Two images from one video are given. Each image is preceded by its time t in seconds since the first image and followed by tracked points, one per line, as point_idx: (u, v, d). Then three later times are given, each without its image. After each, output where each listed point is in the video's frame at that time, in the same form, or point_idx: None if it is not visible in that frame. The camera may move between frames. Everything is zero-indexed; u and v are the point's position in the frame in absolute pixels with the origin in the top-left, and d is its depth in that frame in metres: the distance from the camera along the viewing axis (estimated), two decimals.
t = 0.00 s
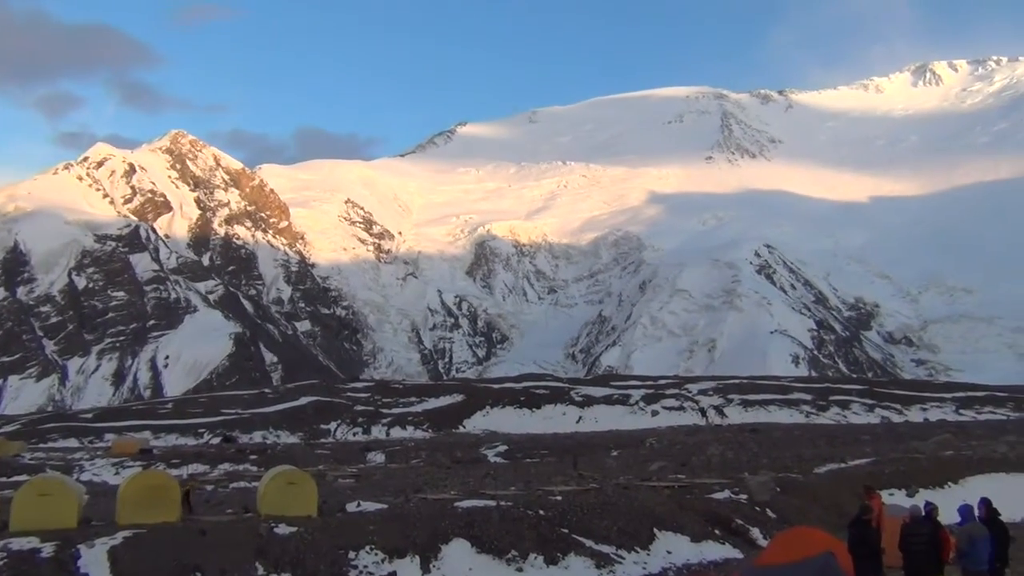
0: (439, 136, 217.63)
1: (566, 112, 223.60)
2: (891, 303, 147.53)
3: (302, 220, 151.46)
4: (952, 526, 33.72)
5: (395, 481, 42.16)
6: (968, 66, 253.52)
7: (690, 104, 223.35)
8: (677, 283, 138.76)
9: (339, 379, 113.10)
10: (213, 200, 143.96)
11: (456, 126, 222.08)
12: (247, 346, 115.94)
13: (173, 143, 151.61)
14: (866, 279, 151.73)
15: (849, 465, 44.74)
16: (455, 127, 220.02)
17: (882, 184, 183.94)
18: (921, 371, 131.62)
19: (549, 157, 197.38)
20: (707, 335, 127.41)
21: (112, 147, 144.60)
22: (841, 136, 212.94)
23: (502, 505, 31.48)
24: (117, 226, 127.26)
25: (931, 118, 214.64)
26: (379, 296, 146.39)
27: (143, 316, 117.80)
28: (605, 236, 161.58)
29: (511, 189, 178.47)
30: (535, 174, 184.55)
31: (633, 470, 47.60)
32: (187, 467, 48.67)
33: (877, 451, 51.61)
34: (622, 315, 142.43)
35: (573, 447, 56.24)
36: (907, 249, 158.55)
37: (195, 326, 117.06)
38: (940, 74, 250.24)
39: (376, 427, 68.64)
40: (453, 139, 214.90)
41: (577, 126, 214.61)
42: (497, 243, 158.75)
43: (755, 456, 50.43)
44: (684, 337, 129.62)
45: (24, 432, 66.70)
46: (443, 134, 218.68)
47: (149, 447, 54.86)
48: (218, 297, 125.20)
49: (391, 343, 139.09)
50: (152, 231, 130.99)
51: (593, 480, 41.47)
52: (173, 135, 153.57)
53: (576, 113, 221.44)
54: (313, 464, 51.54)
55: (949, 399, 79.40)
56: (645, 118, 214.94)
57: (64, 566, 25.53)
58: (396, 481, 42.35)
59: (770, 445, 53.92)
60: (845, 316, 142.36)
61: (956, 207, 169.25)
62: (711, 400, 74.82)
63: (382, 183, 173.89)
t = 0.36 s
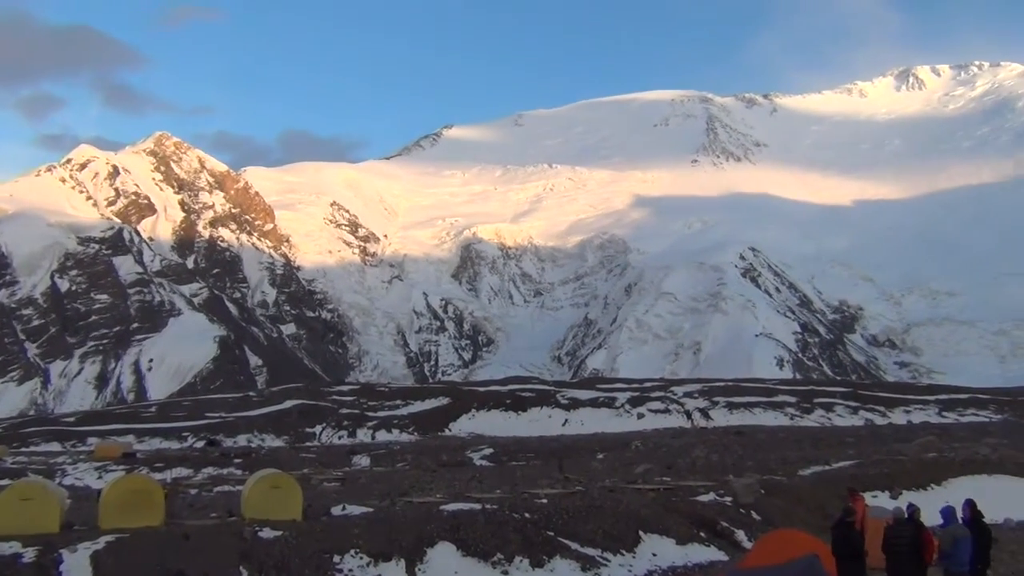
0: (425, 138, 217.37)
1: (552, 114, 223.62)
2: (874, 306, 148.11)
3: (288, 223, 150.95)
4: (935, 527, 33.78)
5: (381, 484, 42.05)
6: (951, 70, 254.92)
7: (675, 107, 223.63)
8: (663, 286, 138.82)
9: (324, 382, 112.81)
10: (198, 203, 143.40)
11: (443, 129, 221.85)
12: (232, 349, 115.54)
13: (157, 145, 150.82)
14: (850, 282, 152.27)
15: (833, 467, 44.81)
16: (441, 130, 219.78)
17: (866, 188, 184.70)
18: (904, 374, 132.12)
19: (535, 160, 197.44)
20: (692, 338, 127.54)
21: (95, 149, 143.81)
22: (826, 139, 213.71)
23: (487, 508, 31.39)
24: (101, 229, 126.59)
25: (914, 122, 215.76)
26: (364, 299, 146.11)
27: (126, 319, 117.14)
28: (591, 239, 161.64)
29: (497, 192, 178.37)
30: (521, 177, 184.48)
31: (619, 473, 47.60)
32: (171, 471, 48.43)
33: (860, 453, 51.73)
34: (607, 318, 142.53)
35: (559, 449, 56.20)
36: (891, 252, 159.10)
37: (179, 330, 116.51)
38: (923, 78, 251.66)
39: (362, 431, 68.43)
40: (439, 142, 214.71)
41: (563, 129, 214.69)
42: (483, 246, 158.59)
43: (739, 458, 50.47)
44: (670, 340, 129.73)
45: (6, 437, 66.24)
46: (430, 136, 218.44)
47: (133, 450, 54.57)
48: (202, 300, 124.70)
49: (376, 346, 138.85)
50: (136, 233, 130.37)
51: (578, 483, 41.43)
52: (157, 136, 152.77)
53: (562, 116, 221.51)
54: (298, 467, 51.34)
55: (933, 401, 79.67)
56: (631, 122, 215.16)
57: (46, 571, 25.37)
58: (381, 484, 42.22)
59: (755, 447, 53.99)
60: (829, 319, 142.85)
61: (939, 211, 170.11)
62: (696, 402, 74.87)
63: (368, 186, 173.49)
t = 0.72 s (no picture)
0: (410, 141, 217.13)
1: (538, 118, 223.75)
2: (858, 309, 148.67)
3: (273, 226, 150.43)
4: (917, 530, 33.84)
5: (367, 488, 41.93)
6: (933, 76, 256.46)
7: (661, 111, 224.12)
8: (648, 290, 138.93)
9: (309, 385, 112.58)
10: (182, 205, 142.84)
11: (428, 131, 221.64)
12: (216, 353, 115.15)
13: (141, 147, 150.00)
14: (834, 286, 152.84)
15: (817, 469, 44.95)
16: (427, 133, 219.60)
17: (850, 192, 185.46)
18: (887, 377, 132.76)
19: (521, 163, 197.49)
20: (677, 341, 127.75)
21: (78, 151, 142.96)
22: (809, 144, 214.65)
23: (472, 511, 31.33)
24: (83, 231, 125.87)
25: (897, 127, 216.90)
26: (350, 302, 145.86)
27: (109, 322, 116.52)
28: (576, 243, 161.74)
29: (482, 195, 178.31)
30: (507, 180, 184.47)
31: (604, 476, 47.61)
32: (155, 475, 48.19)
33: (844, 456, 51.92)
34: (593, 321, 142.66)
35: (544, 453, 56.20)
36: (874, 256, 159.83)
37: (163, 333, 115.93)
38: (906, 84, 253.10)
39: (347, 434, 68.22)
40: (424, 145, 214.51)
41: (548, 132, 214.93)
42: (468, 249, 158.49)
43: (725, 461, 50.54)
44: (655, 344, 129.89)
45: None
46: (415, 139, 218.20)
47: (116, 454, 54.25)
48: (186, 303, 124.21)
49: (362, 349, 138.56)
50: (119, 236, 129.76)
51: (564, 486, 41.39)
52: (141, 138, 152.02)
53: (547, 120, 221.69)
54: (282, 471, 51.17)
55: (915, 404, 80.04)
56: (616, 125, 215.52)
57: None
58: (366, 488, 42.10)
59: (740, 450, 54.09)
60: (813, 322, 143.28)
61: (922, 215, 171.05)
62: (681, 405, 75.02)
63: (354, 188, 173.14)
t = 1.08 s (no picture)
0: (393, 145, 216.81)
1: (521, 122, 223.85)
2: (839, 314, 149.24)
3: (254, 229, 149.73)
4: (897, 533, 33.91)
5: (348, 492, 41.77)
6: (912, 82, 258.02)
7: (644, 115, 224.61)
8: (630, 293, 139.09)
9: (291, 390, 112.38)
10: (163, 208, 142.19)
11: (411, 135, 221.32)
12: (197, 356, 114.68)
13: (122, 149, 149.27)
14: (816, 290, 153.48)
15: (797, 473, 45.09)
16: (410, 136, 219.31)
17: (831, 197, 186.23)
18: (867, 381, 133.30)
19: (503, 167, 197.49)
20: (660, 345, 127.98)
21: (57, 153, 142.01)
22: (790, 149, 215.59)
23: (454, 515, 31.20)
24: (63, 233, 125.06)
25: (877, 133, 218.02)
26: (332, 305, 145.54)
27: (88, 326, 115.82)
28: (559, 246, 161.76)
29: (466, 199, 178.10)
30: (489, 184, 184.35)
31: (586, 480, 47.61)
32: (134, 480, 47.88)
33: (824, 460, 52.10)
34: (576, 325, 142.76)
35: (526, 457, 56.15)
36: (855, 261, 160.59)
37: (143, 336, 115.26)
38: (886, 90, 254.54)
39: (328, 438, 67.96)
40: (407, 148, 214.25)
41: (531, 136, 215.06)
42: (451, 253, 158.23)
43: (706, 465, 50.63)
44: (637, 347, 130.06)
45: None
46: (398, 143, 217.88)
47: (95, 459, 53.87)
48: (167, 307, 123.61)
49: (344, 353, 138.27)
50: (99, 239, 129.02)
51: (546, 490, 41.34)
52: (121, 140, 151.17)
53: (530, 124, 221.84)
54: (263, 475, 50.93)
55: (896, 408, 80.38)
56: (599, 129, 215.86)
57: None
58: (348, 492, 41.96)
59: (721, 454, 54.21)
60: (794, 327, 143.52)
61: (902, 221, 171.98)
62: (664, 409, 75.11)
63: (336, 192, 172.63)
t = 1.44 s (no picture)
0: (379, 147, 216.49)
1: (507, 125, 223.81)
2: (822, 317, 149.77)
3: (239, 231, 149.14)
4: (879, 536, 34.00)
5: (332, 496, 41.68)
6: (896, 88, 259.12)
7: (629, 119, 224.92)
8: (616, 296, 139.24)
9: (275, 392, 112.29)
10: (146, 210, 141.68)
11: (397, 137, 221.02)
12: (181, 359, 114.27)
13: (105, 151, 148.62)
14: (799, 294, 154.00)
15: (781, 476, 45.19)
16: (395, 139, 219.03)
17: (815, 202, 186.86)
18: (850, 384, 133.76)
19: (489, 170, 197.44)
20: (644, 348, 128.15)
21: (40, 154, 141.25)
22: (775, 154, 216.19)
23: (439, 519, 31.16)
24: (45, 235, 124.44)
25: (861, 138, 218.79)
26: (317, 308, 145.24)
27: (71, 328, 115.16)
28: (544, 249, 161.77)
29: (451, 202, 177.93)
30: (475, 187, 184.22)
31: (571, 483, 47.60)
32: (116, 483, 47.64)
33: (808, 463, 52.23)
34: (561, 328, 142.87)
35: (511, 460, 56.11)
36: (838, 265, 161.24)
37: (125, 338, 114.72)
38: (869, 96, 255.78)
39: (313, 441, 67.77)
40: (393, 151, 213.98)
41: (517, 140, 215.07)
42: (437, 256, 158.06)
43: (691, 468, 50.71)
44: (622, 350, 130.17)
45: None
46: (384, 145, 217.60)
47: (76, 463, 53.59)
48: (150, 309, 123.13)
49: (328, 356, 138.02)
50: (82, 241, 128.45)
51: (531, 494, 41.30)
52: (105, 142, 150.47)
53: (516, 127, 221.83)
54: (246, 479, 50.75)
55: (879, 411, 80.64)
56: (584, 133, 216.02)
57: None
58: (332, 496, 41.84)
59: (705, 457, 54.29)
60: (778, 330, 143.69)
61: (886, 225, 172.71)
62: (648, 412, 75.20)
63: (321, 194, 172.18)
